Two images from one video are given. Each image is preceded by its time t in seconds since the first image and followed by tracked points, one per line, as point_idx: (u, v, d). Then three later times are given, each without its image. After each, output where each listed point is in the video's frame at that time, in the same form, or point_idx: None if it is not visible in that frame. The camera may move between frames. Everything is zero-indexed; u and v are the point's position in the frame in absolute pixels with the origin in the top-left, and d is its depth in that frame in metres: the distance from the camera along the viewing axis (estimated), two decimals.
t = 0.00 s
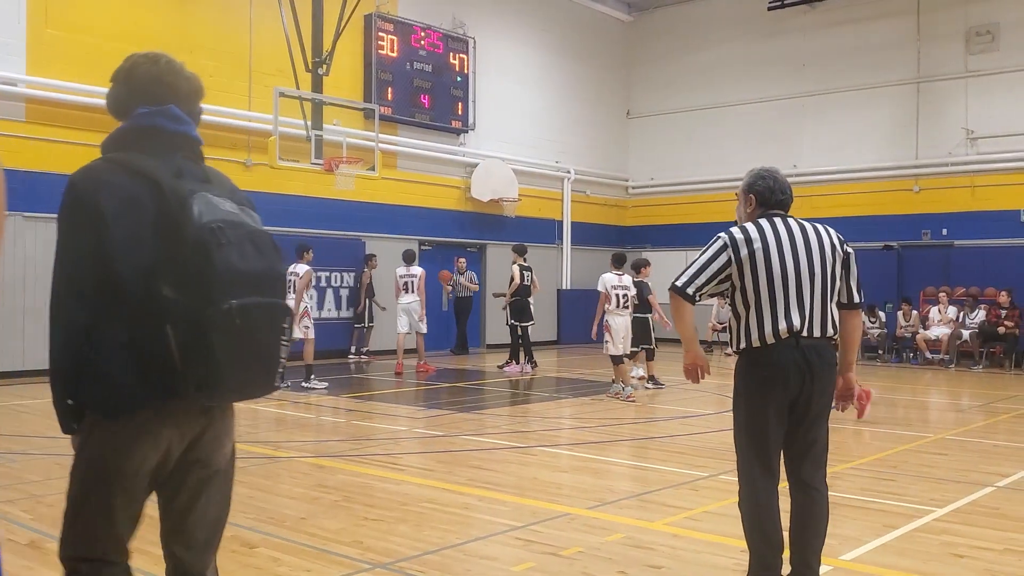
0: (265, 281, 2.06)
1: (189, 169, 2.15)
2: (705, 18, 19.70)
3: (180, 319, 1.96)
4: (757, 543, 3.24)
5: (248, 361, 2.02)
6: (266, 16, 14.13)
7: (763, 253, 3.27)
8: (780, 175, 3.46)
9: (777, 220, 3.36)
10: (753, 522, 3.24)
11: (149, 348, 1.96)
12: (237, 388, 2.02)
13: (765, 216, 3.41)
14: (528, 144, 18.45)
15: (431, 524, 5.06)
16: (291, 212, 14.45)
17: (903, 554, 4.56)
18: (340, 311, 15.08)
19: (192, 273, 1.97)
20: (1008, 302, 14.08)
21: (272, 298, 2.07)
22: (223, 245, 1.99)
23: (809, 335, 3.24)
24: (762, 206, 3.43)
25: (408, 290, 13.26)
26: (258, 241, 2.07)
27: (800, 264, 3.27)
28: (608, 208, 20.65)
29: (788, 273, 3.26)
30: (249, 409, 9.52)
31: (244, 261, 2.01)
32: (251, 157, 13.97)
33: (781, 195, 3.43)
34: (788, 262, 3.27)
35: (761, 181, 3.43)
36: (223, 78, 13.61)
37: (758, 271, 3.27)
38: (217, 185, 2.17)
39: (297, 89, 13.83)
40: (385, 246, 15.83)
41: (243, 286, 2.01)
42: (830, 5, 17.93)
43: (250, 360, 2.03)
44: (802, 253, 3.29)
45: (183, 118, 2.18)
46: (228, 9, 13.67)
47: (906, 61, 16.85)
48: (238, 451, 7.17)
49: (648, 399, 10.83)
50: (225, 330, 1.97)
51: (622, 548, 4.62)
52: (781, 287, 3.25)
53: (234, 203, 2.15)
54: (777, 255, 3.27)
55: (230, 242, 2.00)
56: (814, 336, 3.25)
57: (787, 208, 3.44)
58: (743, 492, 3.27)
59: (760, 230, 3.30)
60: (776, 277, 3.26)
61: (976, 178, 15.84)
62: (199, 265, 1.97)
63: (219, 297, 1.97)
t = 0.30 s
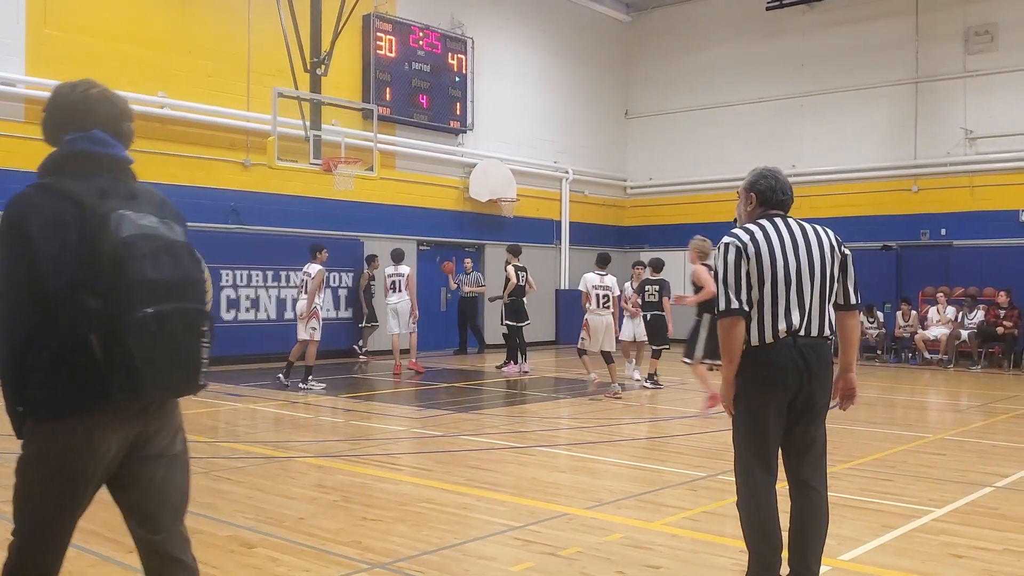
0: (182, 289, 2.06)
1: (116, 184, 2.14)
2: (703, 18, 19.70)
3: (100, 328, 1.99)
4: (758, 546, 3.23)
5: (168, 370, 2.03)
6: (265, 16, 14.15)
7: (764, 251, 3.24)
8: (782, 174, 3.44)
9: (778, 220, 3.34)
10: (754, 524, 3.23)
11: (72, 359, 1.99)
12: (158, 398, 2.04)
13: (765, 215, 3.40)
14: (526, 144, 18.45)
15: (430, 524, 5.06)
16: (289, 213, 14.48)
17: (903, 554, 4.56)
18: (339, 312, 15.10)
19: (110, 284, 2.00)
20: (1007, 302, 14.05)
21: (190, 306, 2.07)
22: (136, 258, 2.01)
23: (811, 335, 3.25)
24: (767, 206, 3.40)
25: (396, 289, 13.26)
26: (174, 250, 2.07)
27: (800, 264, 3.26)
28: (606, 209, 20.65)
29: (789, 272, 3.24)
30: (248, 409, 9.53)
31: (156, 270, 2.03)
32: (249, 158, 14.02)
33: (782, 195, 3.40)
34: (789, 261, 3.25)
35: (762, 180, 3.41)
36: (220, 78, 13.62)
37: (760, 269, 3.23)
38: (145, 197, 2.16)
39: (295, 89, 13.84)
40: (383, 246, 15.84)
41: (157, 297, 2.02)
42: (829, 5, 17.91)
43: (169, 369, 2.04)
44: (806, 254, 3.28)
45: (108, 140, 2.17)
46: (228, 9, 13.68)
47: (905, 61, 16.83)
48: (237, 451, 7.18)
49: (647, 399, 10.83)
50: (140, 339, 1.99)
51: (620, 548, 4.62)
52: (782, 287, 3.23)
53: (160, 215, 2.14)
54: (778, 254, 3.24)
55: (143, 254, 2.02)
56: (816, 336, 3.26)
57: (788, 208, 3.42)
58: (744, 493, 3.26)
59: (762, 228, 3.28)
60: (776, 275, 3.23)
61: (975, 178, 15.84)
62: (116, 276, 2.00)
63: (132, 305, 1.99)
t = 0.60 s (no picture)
0: (89, 284, 1.91)
1: (19, 179, 1.94)
2: (700, 18, 19.71)
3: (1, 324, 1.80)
4: (757, 546, 3.23)
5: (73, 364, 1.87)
6: (263, 17, 14.17)
7: (766, 251, 3.24)
8: (784, 173, 3.42)
9: (781, 220, 3.33)
10: (754, 523, 3.23)
11: None
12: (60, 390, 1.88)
13: (767, 215, 3.39)
14: (523, 144, 18.46)
15: (429, 525, 5.06)
16: (287, 214, 14.49)
17: (901, 554, 4.56)
18: (337, 312, 15.09)
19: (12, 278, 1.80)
20: (1004, 302, 14.05)
21: (98, 300, 1.92)
22: (43, 252, 1.83)
23: (812, 335, 3.26)
24: (769, 205, 3.39)
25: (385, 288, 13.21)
26: (80, 245, 1.91)
27: (802, 265, 3.27)
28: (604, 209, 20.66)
29: (791, 272, 3.25)
30: (246, 410, 9.53)
31: (62, 263, 1.86)
32: (247, 158, 14.01)
33: (785, 194, 3.40)
34: (791, 261, 3.25)
35: (764, 179, 3.41)
36: (217, 79, 13.62)
37: (762, 268, 3.23)
38: (51, 193, 1.99)
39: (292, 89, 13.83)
40: (381, 246, 15.84)
41: (66, 291, 1.86)
42: (826, 5, 17.93)
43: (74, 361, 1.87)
44: (807, 254, 3.28)
45: (16, 140, 2.01)
46: (225, 10, 13.69)
47: (902, 60, 16.84)
48: (234, 452, 7.18)
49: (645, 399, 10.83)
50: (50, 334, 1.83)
51: (619, 548, 4.62)
52: (784, 286, 3.24)
53: (68, 211, 1.98)
54: (780, 253, 3.25)
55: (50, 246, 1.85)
56: (817, 336, 3.27)
57: (789, 208, 3.42)
58: (744, 493, 3.25)
59: (765, 227, 3.28)
60: (778, 275, 3.23)
61: (972, 178, 15.84)
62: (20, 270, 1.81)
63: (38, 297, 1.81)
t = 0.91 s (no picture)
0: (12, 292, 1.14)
1: None
2: (698, 18, 19.73)
3: None
4: (752, 547, 3.22)
5: None
6: (260, 17, 14.16)
7: (761, 250, 3.23)
8: (787, 172, 3.40)
9: (781, 220, 3.32)
10: (749, 523, 3.22)
11: None
12: None
13: (767, 215, 3.38)
14: (521, 144, 18.47)
15: (426, 525, 5.06)
16: (285, 214, 14.49)
17: (897, 553, 4.56)
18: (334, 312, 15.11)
19: None
20: (1001, 302, 14.09)
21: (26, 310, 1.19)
22: None
23: (806, 336, 3.25)
24: (772, 205, 3.38)
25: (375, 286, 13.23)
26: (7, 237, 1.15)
27: (799, 267, 3.26)
28: (601, 208, 20.67)
29: (787, 273, 3.24)
30: (243, 410, 9.54)
31: None
32: (244, 158, 14.01)
33: (787, 194, 3.39)
34: (787, 262, 3.24)
35: (766, 179, 3.39)
36: (215, 79, 13.63)
37: (757, 268, 3.23)
38: None
39: (290, 89, 13.82)
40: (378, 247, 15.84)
41: None
42: (824, 5, 17.93)
43: None
44: (804, 255, 3.28)
45: None
46: (222, 9, 13.68)
47: (900, 60, 16.84)
48: (231, 452, 7.18)
49: (641, 398, 10.84)
50: None
51: (616, 548, 4.63)
52: (779, 286, 3.24)
53: None
54: (776, 254, 3.24)
55: None
56: (811, 337, 3.26)
57: (790, 208, 3.40)
58: (739, 494, 3.25)
59: (763, 226, 3.26)
60: (773, 273, 3.23)
61: (969, 178, 15.85)
62: None
63: None
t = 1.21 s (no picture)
0: None
1: None
2: (696, 18, 19.73)
3: None
4: (746, 548, 3.22)
5: None
6: (257, 16, 14.15)
7: (757, 249, 3.24)
8: (786, 173, 3.40)
9: (778, 220, 3.32)
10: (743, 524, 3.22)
11: None
12: None
13: (765, 216, 3.38)
14: (519, 143, 18.46)
15: (424, 524, 5.06)
16: (282, 214, 14.47)
17: (894, 553, 4.56)
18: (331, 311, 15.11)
19: None
20: (998, 302, 14.10)
21: None
22: None
23: (802, 333, 3.24)
24: (769, 204, 3.38)
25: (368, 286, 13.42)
26: None
27: (796, 266, 3.26)
28: (599, 208, 20.66)
29: (784, 273, 3.24)
30: (240, 409, 9.52)
31: None
32: (242, 158, 14.00)
33: (787, 194, 3.39)
34: (784, 262, 3.24)
35: (765, 179, 3.40)
36: (212, 78, 13.62)
37: (753, 267, 3.24)
38: None
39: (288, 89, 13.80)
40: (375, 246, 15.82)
41: None
42: (822, 5, 17.94)
43: None
44: (801, 254, 3.28)
45: None
46: (217, 7, 13.65)
47: (898, 60, 16.86)
48: (229, 451, 7.17)
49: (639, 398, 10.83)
50: None
51: (613, 548, 4.62)
52: (776, 285, 3.23)
53: None
54: (773, 253, 3.24)
55: None
56: (807, 334, 3.24)
57: (789, 209, 3.40)
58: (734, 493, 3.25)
59: (760, 225, 3.27)
60: (769, 269, 3.24)
61: (967, 178, 15.86)
62: None
63: None
